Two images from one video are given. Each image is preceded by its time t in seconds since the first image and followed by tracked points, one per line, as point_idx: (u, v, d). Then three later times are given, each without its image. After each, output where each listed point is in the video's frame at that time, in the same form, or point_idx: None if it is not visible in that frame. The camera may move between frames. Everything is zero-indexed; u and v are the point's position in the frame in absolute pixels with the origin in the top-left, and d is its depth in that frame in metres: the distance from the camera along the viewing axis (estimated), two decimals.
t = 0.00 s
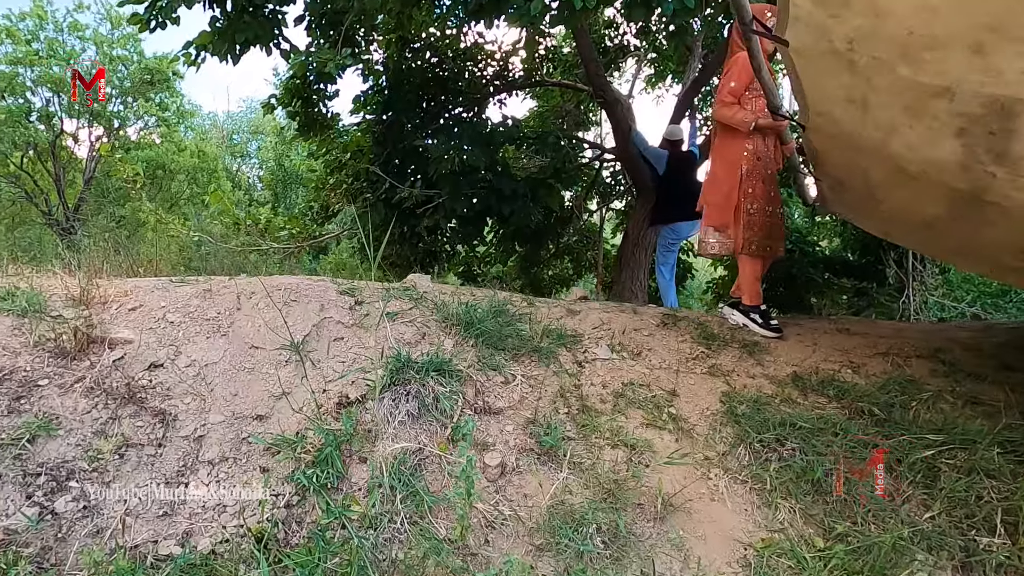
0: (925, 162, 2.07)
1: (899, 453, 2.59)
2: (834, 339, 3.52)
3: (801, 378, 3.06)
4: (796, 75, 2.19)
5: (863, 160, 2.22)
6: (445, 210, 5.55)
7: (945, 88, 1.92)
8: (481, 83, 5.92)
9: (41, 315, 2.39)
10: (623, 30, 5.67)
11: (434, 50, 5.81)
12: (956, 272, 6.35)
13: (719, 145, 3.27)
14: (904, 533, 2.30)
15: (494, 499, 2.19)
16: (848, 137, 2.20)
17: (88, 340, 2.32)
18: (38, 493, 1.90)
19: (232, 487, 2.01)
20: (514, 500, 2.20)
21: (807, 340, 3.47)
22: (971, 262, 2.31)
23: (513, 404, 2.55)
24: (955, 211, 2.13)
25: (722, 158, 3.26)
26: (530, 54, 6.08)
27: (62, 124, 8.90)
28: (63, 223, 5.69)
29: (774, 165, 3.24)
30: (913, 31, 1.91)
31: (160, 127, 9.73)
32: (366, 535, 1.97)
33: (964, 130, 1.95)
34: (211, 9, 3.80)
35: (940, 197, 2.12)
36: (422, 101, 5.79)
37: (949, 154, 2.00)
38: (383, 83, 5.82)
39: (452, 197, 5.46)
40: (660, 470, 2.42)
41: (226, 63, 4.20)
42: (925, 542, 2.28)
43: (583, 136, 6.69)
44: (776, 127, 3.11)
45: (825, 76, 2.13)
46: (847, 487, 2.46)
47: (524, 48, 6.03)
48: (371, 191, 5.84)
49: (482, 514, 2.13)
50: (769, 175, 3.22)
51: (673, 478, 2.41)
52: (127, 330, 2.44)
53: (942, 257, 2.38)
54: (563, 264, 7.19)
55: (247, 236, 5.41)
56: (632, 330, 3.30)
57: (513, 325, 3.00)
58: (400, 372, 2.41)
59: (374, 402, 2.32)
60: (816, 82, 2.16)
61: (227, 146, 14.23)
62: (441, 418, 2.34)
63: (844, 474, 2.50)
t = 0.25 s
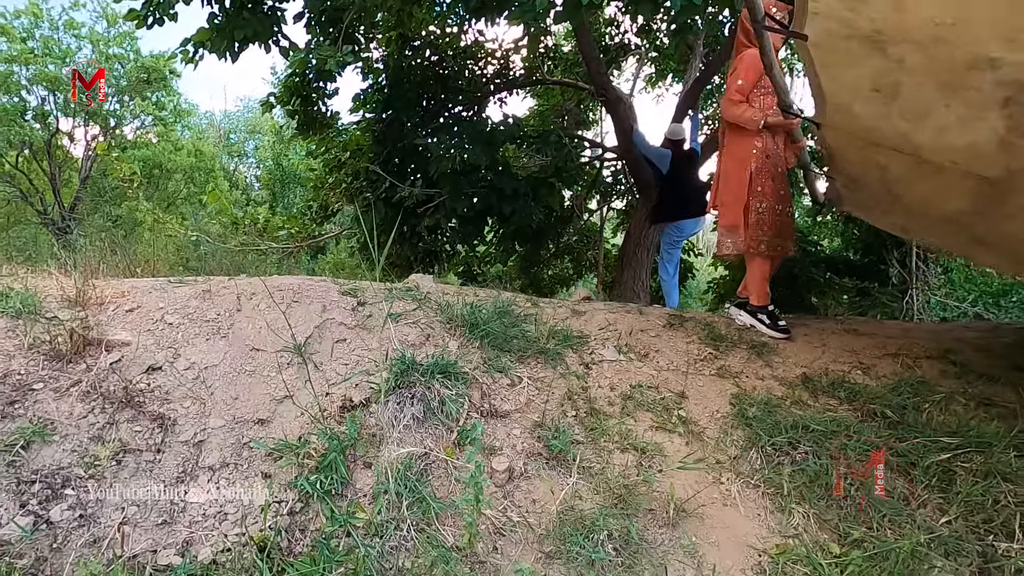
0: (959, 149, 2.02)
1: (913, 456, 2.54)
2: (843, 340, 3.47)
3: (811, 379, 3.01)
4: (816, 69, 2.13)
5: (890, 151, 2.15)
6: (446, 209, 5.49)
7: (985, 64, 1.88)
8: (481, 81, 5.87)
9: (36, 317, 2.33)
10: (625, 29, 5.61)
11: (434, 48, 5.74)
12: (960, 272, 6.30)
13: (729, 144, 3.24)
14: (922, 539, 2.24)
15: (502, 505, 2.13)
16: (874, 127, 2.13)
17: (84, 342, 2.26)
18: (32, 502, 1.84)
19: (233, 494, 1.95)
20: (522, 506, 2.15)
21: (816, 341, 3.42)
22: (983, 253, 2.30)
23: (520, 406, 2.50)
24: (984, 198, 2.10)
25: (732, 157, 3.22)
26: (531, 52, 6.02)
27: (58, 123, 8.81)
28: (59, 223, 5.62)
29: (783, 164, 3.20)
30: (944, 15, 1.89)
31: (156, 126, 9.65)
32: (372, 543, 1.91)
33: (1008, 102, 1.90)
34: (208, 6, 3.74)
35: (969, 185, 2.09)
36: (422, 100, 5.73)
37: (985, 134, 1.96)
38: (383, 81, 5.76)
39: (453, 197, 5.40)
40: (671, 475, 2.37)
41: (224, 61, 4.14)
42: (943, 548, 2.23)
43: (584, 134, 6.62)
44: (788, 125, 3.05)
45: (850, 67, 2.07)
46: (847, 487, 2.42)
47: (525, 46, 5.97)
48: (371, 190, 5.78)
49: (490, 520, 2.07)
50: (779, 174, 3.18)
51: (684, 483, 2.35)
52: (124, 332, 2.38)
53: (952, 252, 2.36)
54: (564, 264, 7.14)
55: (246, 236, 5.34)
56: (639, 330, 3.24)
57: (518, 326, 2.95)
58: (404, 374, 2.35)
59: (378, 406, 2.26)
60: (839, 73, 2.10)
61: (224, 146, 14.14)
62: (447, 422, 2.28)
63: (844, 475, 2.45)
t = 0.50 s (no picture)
0: (992, 141, 1.98)
1: (926, 461, 2.49)
2: (850, 342, 3.43)
3: (819, 382, 2.96)
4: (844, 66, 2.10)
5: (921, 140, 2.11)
6: (446, 210, 5.43)
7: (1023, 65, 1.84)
8: (481, 81, 5.82)
9: (31, 321, 2.27)
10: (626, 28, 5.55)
11: (434, 47, 5.67)
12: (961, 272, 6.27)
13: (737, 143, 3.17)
14: (938, 545, 2.20)
15: (509, 513, 2.08)
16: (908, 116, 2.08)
17: (80, 346, 2.20)
18: (27, 512, 1.78)
19: (235, 502, 1.90)
20: (530, 514, 2.10)
21: (823, 343, 3.37)
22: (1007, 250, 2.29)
23: (527, 411, 2.45)
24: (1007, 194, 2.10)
25: (741, 156, 3.15)
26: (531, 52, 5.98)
27: (53, 123, 8.73)
28: (54, 224, 5.55)
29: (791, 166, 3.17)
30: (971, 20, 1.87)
31: (152, 127, 9.58)
32: (378, 554, 1.85)
33: None
34: (206, 4, 3.68)
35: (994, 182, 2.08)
36: (421, 100, 5.68)
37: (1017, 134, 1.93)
38: (382, 81, 5.70)
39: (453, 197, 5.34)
40: (681, 481, 2.32)
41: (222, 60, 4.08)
42: (959, 554, 2.19)
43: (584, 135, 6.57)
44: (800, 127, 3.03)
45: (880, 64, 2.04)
46: (846, 488, 2.37)
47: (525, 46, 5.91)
48: (370, 190, 5.72)
49: (498, 528, 2.02)
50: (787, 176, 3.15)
51: (694, 489, 2.30)
52: (122, 336, 2.32)
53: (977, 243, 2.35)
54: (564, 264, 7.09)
55: (243, 237, 5.28)
56: (644, 333, 3.19)
57: (523, 329, 2.90)
58: (409, 379, 2.30)
59: (382, 411, 2.21)
60: (872, 70, 2.06)
61: (220, 147, 14.07)
62: (452, 428, 2.23)
63: (844, 475, 2.41)
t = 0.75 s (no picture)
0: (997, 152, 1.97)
1: (931, 464, 2.48)
2: (852, 344, 3.41)
3: (822, 384, 2.94)
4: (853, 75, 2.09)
5: (924, 150, 2.14)
6: (443, 211, 5.40)
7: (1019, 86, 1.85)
8: (478, 82, 5.79)
9: (24, 326, 2.23)
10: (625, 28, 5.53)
11: (431, 48, 5.64)
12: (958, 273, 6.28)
13: (742, 146, 3.18)
14: (945, 549, 2.18)
15: (513, 518, 2.05)
16: (918, 123, 2.10)
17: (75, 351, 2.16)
18: (21, 522, 1.74)
19: (234, 510, 1.86)
20: (534, 519, 2.07)
21: (825, 345, 3.36)
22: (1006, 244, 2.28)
23: (530, 415, 2.42)
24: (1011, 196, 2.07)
25: (746, 159, 3.15)
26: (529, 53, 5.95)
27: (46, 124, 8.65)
28: (48, 226, 5.49)
29: (796, 168, 3.15)
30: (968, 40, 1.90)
31: (146, 127, 9.52)
32: (380, 561, 1.82)
33: None
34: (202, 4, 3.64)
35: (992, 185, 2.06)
36: (419, 101, 5.64)
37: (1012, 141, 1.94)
38: (378, 82, 5.66)
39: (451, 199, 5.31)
40: (685, 486, 2.29)
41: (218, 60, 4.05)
42: (967, 558, 2.16)
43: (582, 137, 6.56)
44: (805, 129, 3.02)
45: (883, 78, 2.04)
46: (846, 487, 2.36)
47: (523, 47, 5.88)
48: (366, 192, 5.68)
49: (501, 535, 1.99)
50: (792, 178, 3.13)
51: (699, 493, 2.28)
52: (118, 341, 2.28)
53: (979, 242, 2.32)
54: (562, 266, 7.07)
55: (239, 238, 5.24)
56: (646, 335, 3.17)
57: (525, 332, 2.87)
58: (410, 383, 2.27)
59: (383, 416, 2.18)
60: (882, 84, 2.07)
61: (215, 148, 14.00)
62: (454, 432, 2.20)
63: (843, 473, 2.40)
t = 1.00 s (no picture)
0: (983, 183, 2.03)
1: (932, 467, 2.47)
2: (851, 347, 3.40)
3: (822, 388, 2.93)
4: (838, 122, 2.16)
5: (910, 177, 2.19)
6: (440, 213, 5.38)
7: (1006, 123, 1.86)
8: (476, 84, 5.77)
9: (18, 331, 2.20)
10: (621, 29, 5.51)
11: (428, 49, 5.62)
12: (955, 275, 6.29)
13: (743, 150, 3.17)
14: (948, 553, 2.17)
15: (514, 525, 2.03)
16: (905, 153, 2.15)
17: (70, 356, 2.14)
18: (15, 531, 1.71)
19: (232, 518, 1.84)
20: (536, 525, 2.05)
21: (824, 348, 3.35)
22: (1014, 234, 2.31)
23: (530, 419, 2.40)
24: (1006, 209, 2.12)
25: (746, 163, 3.15)
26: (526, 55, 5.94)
27: (39, 125, 8.59)
28: (42, 228, 5.45)
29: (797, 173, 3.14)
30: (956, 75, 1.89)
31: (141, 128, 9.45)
32: (381, 569, 1.79)
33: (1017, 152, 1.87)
34: (197, 5, 3.62)
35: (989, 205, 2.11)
36: (416, 103, 5.62)
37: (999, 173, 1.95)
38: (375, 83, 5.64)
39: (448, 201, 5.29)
40: (687, 491, 2.27)
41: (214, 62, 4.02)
42: (970, 563, 2.15)
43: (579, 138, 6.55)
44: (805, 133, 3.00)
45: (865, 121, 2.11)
46: (847, 485, 2.37)
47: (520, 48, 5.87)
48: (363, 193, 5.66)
49: (503, 541, 1.96)
50: (792, 182, 3.12)
51: (701, 498, 2.26)
52: (114, 346, 2.25)
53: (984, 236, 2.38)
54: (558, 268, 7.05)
55: (235, 241, 5.21)
56: (646, 338, 3.15)
57: (524, 335, 2.85)
58: (411, 388, 2.25)
59: (383, 422, 2.16)
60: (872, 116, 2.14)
61: (209, 149, 13.93)
62: (455, 438, 2.18)
63: (843, 474, 2.40)
